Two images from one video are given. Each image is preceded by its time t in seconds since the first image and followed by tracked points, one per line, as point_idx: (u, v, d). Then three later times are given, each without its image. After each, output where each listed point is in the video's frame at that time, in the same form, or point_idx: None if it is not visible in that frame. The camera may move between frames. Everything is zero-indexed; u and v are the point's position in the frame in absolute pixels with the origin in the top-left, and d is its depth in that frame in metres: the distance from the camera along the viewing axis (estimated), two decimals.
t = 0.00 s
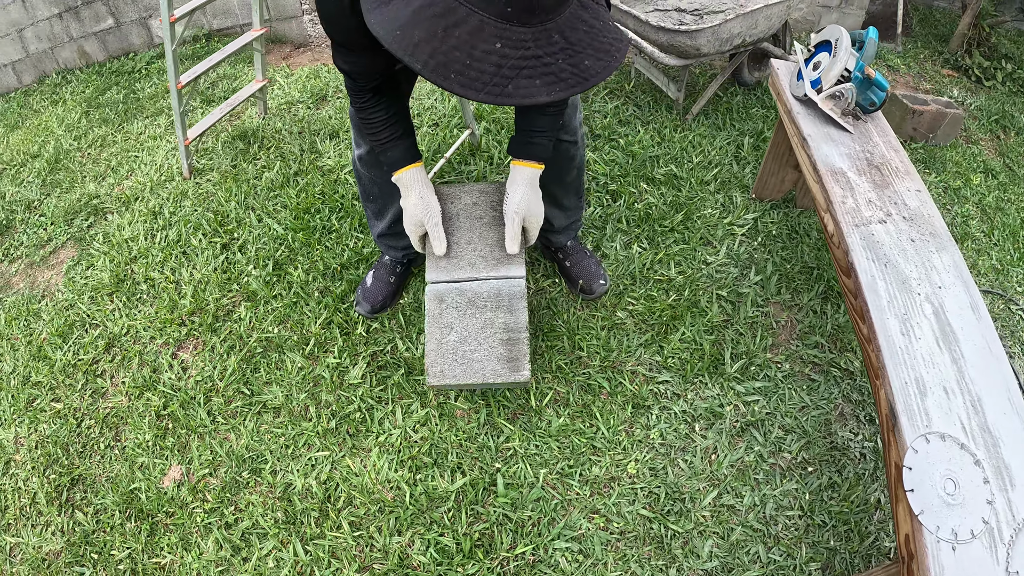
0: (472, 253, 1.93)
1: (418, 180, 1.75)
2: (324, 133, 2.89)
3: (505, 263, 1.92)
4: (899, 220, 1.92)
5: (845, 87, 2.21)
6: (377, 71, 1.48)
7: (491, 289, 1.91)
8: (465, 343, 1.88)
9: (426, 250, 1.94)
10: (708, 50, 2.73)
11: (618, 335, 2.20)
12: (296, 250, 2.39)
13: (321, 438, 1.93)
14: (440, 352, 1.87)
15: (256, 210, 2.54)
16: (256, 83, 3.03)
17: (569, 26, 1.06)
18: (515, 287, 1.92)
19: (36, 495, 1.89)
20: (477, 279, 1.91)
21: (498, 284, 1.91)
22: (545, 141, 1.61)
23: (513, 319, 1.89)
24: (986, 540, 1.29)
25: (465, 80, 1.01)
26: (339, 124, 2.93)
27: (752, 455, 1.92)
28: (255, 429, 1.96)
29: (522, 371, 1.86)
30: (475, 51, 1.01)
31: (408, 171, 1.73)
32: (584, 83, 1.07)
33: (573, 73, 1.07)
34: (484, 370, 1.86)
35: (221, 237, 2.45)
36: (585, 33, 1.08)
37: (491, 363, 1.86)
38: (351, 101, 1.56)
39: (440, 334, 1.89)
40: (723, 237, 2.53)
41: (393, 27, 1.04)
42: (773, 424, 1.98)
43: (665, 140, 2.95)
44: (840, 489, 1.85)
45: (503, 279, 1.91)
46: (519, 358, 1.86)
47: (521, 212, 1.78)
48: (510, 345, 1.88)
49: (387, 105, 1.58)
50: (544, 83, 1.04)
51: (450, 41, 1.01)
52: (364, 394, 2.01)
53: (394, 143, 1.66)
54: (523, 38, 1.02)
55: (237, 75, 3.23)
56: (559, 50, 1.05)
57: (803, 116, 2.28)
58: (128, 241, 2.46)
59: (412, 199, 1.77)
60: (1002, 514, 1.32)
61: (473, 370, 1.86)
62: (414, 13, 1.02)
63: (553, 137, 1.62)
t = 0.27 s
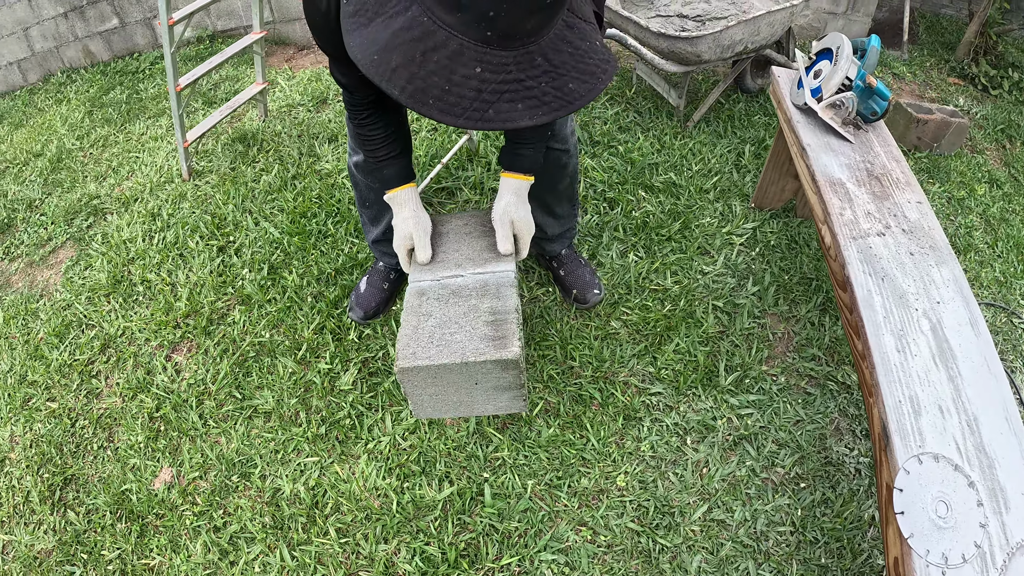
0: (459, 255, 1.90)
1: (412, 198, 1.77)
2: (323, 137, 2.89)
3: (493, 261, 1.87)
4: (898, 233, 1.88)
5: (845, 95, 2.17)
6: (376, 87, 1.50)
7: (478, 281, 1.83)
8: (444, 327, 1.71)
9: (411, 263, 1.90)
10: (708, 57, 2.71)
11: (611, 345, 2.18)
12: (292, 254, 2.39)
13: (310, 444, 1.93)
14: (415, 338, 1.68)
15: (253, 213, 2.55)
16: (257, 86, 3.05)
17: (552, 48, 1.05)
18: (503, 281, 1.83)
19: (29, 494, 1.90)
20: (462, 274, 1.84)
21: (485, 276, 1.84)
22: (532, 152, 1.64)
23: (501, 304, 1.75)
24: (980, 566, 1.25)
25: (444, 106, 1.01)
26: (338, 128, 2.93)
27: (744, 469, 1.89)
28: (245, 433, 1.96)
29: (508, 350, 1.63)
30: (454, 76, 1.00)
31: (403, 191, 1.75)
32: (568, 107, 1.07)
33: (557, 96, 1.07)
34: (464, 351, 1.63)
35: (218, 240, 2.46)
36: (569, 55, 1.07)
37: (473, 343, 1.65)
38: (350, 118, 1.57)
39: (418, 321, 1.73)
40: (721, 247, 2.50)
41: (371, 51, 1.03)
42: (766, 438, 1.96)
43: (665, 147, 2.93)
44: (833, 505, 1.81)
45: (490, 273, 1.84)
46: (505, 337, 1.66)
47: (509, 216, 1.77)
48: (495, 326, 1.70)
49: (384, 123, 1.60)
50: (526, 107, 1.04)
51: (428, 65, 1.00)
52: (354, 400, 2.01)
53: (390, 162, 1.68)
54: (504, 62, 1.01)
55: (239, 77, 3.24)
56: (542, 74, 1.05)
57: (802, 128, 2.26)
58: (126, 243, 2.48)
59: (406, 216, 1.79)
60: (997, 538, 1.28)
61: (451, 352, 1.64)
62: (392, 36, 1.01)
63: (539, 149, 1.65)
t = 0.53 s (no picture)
0: (468, 278, 1.97)
1: (420, 217, 1.80)
2: (328, 139, 2.91)
3: (498, 288, 1.96)
4: (899, 242, 1.89)
5: (848, 104, 2.20)
6: (384, 102, 1.47)
7: (484, 315, 2.00)
8: (453, 354, 1.90)
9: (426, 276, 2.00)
10: (712, 63, 2.73)
11: (613, 350, 2.20)
12: (296, 257, 2.41)
13: (313, 446, 1.94)
14: (430, 363, 1.89)
15: (257, 215, 2.56)
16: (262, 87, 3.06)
17: (563, 62, 1.07)
18: (502, 317, 2.01)
19: (32, 493, 1.90)
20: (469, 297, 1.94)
21: (490, 311, 2.00)
22: (535, 191, 1.61)
23: (501, 337, 1.93)
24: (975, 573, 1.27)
25: (457, 118, 1.03)
26: (343, 131, 2.94)
27: (744, 475, 1.91)
28: (248, 434, 1.97)
29: (504, 379, 1.83)
30: (468, 89, 1.02)
31: (411, 210, 1.77)
32: (578, 121, 1.10)
33: (568, 110, 1.09)
34: (468, 377, 1.84)
35: (222, 241, 2.47)
36: (580, 69, 1.10)
37: (476, 372, 1.85)
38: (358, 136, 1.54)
39: (432, 348, 1.92)
40: (722, 253, 2.52)
41: (384, 63, 1.05)
42: (766, 443, 1.97)
43: (667, 153, 2.94)
44: (832, 511, 1.83)
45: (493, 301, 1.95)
46: (502, 368, 1.85)
47: (511, 254, 1.85)
48: (495, 358, 1.89)
49: (393, 142, 1.57)
50: (537, 121, 1.07)
51: (441, 78, 1.01)
52: (357, 403, 2.03)
53: (401, 179, 1.67)
54: (517, 76, 1.03)
55: (244, 78, 3.25)
56: (554, 88, 1.07)
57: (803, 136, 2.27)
58: (131, 243, 2.49)
59: (414, 236, 1.84)
60: (993, 546, 1.29)
61: (458, 378, 1.85)
62: (406, 48, 1.02)
63: (541, 183, 1.61)
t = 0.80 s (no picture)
0: (467, 259, 1.94)
1: (424, 192, 1.79)
2: (331, 139, 2.91)
3: (498, 270, 1.92)
4: (901, 245, 1.90)
5: (851, 106, 2.19)
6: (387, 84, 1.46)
7: (494, 315, 2.06)
8: (463, 350, 1.95)
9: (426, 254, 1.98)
10: (716, 65, 2.74)
11: (615, 351, 2.20)
12: (299, 256, 2.41)
13: (316, 444, 1.94)
14: (440, 356, 1.94)
15: (261, 214, 2.56)
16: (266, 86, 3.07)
17: (572, 56, 1.07)
18: (513, 320, 2.07)
19: (33, 490, 1.90)
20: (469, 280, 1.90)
21: (501, 311, 2.07)
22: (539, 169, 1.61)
23: (510, 338, 1.99)
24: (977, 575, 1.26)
25: (465, 110, 1.04)
26: (346, 130, 2.95)
27: (746, 476, 1.91)
28: (251, 432, 1.97)
29: (511, 379, 1.87)
30: (476, 81, 1.02)
31: (416, 186, 1.75)
32: (585, 113, 1.11)
33: (575, 103, 1.09)
34: (476, 373, 1.89)
35: (226, 239, 2.47)
36: (588, 62, 1.10)
37: (484, 369, 1.90)
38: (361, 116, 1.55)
39: (443, 343, 1.98)
40: (725, 255, 2.52)
41: (393, 54, 1.05)
42: (768, 445, 1.97)
43: (670, 154, 2.95)
44: (834, 512, 1.83)
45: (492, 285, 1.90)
46: (510, 368, 1.90)
47: (512, 231, 1.81)
48: (503, 357, 1.93)
49: (396, 122, 1.57)
50: (545, 113, 1.07)
51: (451, 70, 1.02)
52: (360, 402, 2.03)
53: (404, 159, 1.66)
54: (525, 68, 1.03)
55: (247, 78, 3.26)
56: (561, 81, 1.07)
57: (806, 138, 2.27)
58: (134, 241, 2.49)
59: (417, 212, 1.83)
60: (994, 548, 1.29)
61: (466, 372, 1.89)
62: (416, 40, 1.03)
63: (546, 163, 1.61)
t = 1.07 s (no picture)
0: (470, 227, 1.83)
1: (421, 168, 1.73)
2: (333, 138, 2.92)
3: (503, 233, 1.79)
4: (899, 247, 1.91)
5: (850, 109, 2.21)
6: (387, 61, 1.47)
7: (495, 312, 2.08)
8: (464, 346, 1.97)
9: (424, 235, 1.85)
10: (716, 68, 2.75)
11: (613, 351, 2.21)
12: (300, 254, 2.42)
13: (315, 442, 1.95)
14: (441, 350, 1.95)
15: (262, 212, 2.57)
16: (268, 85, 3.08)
17: (591, 18, 1.17)
18: (515, 318, 2.09)
19: (33, 485, 1.90)
20: (471, 241, 1.77)
21: (502, 309, 2.08)
22: (553, 141, 1.63)
23: (511, 335, 2.00)
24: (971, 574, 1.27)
25: (482, 59, 1.12)
26: (348, 129, 2.96)
27: (743, 476, 1.92)
28: (251, 429, 1.99)
29: (512, 374, 1.88)
30: (495, 32, 1.11)
31: (414, 161, 1.72)
32: (603, 74, 1.18)
33: (592, 64, 1.18)
34: (477, 368, 1.90)
35: (227, 237, 2.48)
36: (606, 26, 1.20)
37: (485, 364, 1.91)
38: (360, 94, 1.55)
39: (444, 338, 1.99)
40: (724, 256, 2.54)
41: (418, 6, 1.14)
42: (765, 445, 1.98)
43: (670, 156, 2.96)
44: (830, 513, 1.84)
45: (495, 246, 1.77)
46: (511, 364, 1.91)
47: (528, 199, 1.74)
48: (504, 353, 1.94)
49: (395, 98, 1.56)
50: (561, 71, 1.15)
51: (472, 20, 1.12)
52: (359, 399, 2.04)
53: (401, 135, 1.64)
54: (545, 24, 1.13)
55: (249, 77, 3.27)
56: (580, 40, 1.16)
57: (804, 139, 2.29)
58: (135, 239, 2.50)
59: (413, 184, 1.74)
60: (988, 547, 1.30)
61: (467, 367, 1.90)
62: None
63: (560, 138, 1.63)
